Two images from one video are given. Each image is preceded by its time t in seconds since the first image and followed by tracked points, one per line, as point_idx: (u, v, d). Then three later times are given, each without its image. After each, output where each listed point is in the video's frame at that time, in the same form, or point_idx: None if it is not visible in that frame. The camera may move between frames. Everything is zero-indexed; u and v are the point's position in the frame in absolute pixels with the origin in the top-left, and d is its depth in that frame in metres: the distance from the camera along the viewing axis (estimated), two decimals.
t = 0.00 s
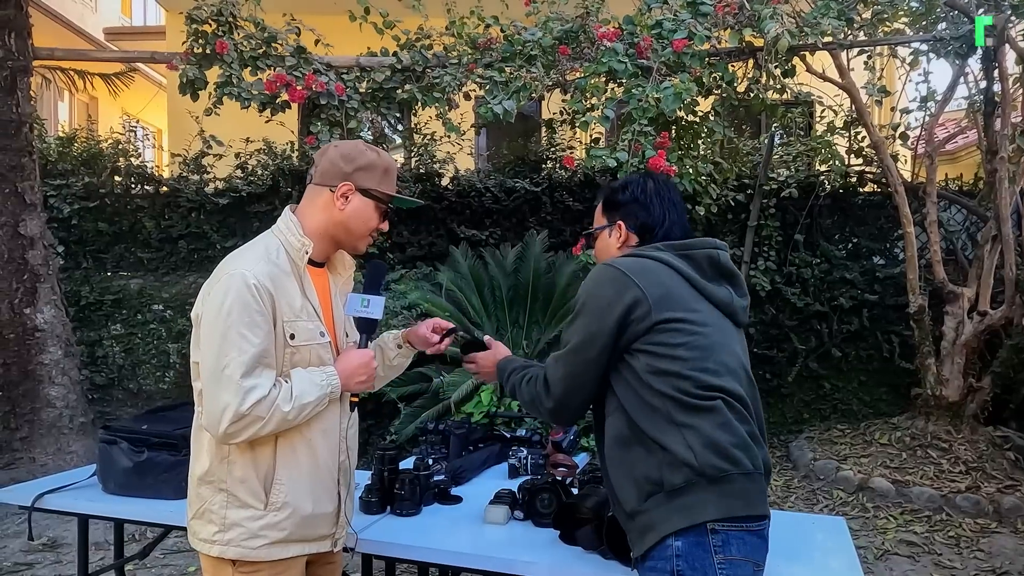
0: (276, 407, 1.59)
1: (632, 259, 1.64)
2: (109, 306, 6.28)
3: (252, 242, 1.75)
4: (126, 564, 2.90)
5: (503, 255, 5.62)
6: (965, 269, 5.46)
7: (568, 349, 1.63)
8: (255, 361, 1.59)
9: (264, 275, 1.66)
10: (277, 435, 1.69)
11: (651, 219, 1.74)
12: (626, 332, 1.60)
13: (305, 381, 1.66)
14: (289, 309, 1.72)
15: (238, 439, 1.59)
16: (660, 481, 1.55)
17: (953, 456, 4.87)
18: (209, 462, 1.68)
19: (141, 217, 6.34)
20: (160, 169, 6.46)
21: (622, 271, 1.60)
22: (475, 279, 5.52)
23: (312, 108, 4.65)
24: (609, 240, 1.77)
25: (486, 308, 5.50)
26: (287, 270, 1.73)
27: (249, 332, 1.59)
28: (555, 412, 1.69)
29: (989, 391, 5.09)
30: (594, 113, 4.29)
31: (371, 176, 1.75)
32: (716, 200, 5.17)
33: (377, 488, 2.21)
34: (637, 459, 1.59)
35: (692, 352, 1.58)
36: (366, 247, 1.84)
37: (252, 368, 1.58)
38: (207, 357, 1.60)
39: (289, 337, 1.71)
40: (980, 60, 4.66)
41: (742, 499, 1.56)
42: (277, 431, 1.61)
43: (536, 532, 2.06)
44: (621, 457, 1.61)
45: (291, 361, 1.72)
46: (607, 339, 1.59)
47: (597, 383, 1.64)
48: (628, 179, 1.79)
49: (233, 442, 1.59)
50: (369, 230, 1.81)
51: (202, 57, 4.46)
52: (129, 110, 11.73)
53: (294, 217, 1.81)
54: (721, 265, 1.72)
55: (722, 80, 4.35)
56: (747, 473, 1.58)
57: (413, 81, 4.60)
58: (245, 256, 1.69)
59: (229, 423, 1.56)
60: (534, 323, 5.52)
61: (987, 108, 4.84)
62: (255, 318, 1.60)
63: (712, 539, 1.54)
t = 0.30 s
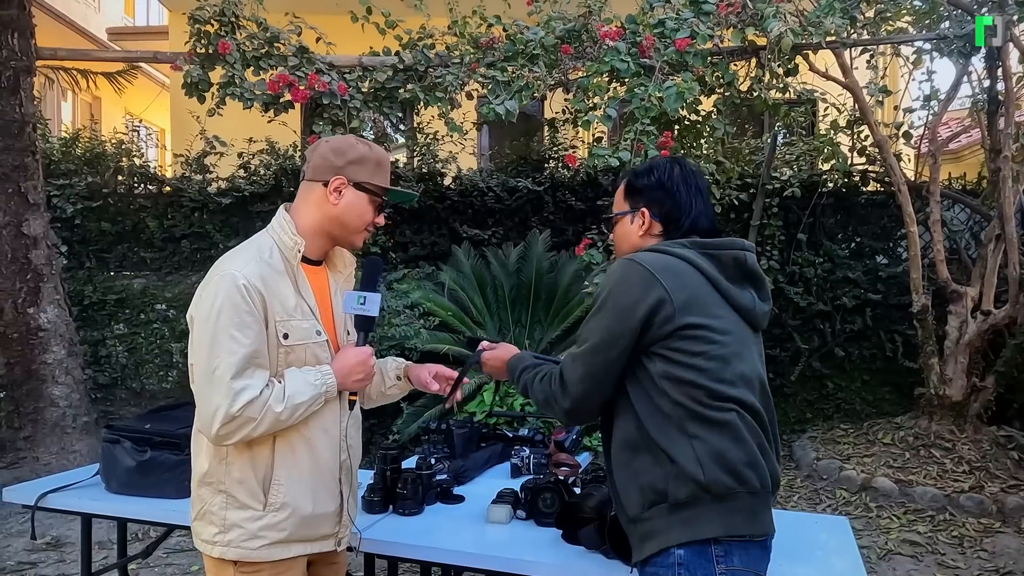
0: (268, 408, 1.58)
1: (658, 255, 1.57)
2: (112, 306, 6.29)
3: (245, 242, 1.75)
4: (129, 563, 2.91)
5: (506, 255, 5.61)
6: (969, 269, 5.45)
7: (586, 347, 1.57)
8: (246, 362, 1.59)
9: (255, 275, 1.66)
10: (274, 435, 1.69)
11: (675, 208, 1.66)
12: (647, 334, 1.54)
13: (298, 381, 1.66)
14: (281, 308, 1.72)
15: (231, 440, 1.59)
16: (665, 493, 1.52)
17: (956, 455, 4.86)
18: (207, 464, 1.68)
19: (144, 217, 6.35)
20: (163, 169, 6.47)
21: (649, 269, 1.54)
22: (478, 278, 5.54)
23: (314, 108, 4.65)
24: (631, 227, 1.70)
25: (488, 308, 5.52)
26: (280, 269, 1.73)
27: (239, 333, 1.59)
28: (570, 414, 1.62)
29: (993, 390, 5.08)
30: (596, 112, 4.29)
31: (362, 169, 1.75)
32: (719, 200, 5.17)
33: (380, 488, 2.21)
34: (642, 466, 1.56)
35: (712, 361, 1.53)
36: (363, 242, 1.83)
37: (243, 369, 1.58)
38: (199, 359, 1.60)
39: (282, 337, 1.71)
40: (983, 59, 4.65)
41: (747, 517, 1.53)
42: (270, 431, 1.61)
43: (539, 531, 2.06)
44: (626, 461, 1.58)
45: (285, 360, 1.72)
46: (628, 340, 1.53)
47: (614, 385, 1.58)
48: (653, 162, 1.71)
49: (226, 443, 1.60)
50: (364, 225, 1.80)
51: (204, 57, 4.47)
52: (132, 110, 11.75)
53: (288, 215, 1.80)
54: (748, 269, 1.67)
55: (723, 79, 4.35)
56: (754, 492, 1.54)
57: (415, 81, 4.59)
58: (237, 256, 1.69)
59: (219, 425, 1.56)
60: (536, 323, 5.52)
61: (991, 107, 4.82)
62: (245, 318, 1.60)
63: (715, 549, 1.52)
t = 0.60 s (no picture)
0: (265, 413, 1.59)
1: (680, 258, 1.54)
2: (115, 306, 6.30)
3: (238, 243, 1.75)
4: (133, 562, 2.90)
5: (508, 254, 5.61)
6: (972, 268, 5.44)
7: (604, 350, 1.53)
8: (241, 367, 1.59)
9: (248, 278, 1.65)
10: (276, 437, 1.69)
11: (696, 199, 1.62)
12: (666, 338, 1.51)
13: (295, 384, 1.65)
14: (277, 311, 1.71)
15: (230, 446, 1.60)
16: (666, 507, 1.52)
17: (960, 455, 4.85)
18: (210, 468, 1.68)
19: (146, 217, 6.36)
20: (166, 169, 6.48)
21: (672, 273, 1.50)
22: (480, 278, 5.54)
23: (317, 107, 4.65)
24: (649, 218, 1.67)
25: (491, 308, 5.52)
26: (274, 271, 1.72)
27: (233, 338, 1.59)
28: (585, 419, 1.57)
29: (997, 389, 5.07)
30: (599, 111, 4.29)
31: (352, 164, 1.74)
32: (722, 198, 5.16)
33: (383, 487, 2.21)
34: (646, 477, 1.55)
35: (729, 374, 1.51)
36: (357, 238, 1.82)
37: (238, 374, 1.58)
38: (195, 365, 1.61)
39: (279, 339, 1.70)
40: (987, 57, 4.64)
41: (748, 537, 1.53)
42: (269, 435, 1.61)
43: (541, 531, 2.06)
44: (632, 467, 1.58)
45: (282, 363, 1.72)
46: (648, 346, 1.49)
47: (631, 390, 1.55)
48: (671, 150, 1.67)
49: (225, 449, 1.60)
50: (359, 221, 1.79)
51: (207, 57, 4.47)
52: (135, 109, 11.77)
53: (281, 214, 1.79)
54: (770, 273, 1.64)
55: (727, 78, 4.32)
56: (758, 511, 1.53)
57: (417, 80, 4.59)
58: (230, 259, 1.68)
59: (217, 432, 1.57)
60: (539, 322, 5.51)
61: (994, 105, 4.82)
62: (238, 323, 1.59)
63: (719, 561, 1.52)
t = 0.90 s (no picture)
0: (268, 419, 1.58)
1: (693, 264, 1.51)
2: (118, 305, 6.30)
3: (223, 249, 1.74)
4: (135, 561, 2.90)
5: (510, 254, 5.61)
6: (975, 267, 5.44)
7: (613, 357, 1.51)
8: (239, 376, 1.58)
9: (236, 285, 1.64)
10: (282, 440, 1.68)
11: (713, 191, 1.60)
12: (677, 347, 1.49)
13: (295, 388, 1.65)
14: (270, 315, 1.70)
15: (235, 457, 1.59)
16: (662, 515, 1.52)
17: (963, 455, 4.84)
18: (217, 479, 1.68)
19: (149, 216, 6.37)
20: (169, 169, 6.49)
21: (684, 281, 1.48)
22: (483, 277, 5.54)
23: (319, 107, 4.66)
24: (665, 213, 1.65)
25: (493, 307, 5.52)
26: (262, 274, 1.71)
27: (227, 347, 1.58)
28: (594, 424, 1.57)
29: (1000, 389, 5.06)
30: (601, 110, 4.29)
31: (338, 161, 1.73)
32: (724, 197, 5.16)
33: (385, 486, 2.21)
34: (644, 481, 1.55)
35: (736, 386, 1.49)
36: (344, 235, 1.82)
37: (236, 384, 1.57)
38: (190, 379, 1.60)
39: (274, 343, 1.70)
40: (990, 56, 4.63)
41: (742, 549, 1.52)
42: (273, 442, 1.61)
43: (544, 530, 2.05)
44: (633, 471, 1.58)
45: (281, 367, 1.71)
46: (657, 355, 1.48)
47: (639, 398, 1.54)
48: (684, 141, 1.65)
49: (230, 459, 1.60)
50: (345, 218, 1.78)
51: (209, 56, 4.47)
52: (137, 109, 11.79)
53: (264, 215, 1.78)
54: (786, 280, 1.61)
55: (729, 77, 4.33)
56: (755, 525, 1.52)
57: (419, 80, 4.59)
58: (216, 266, 1.67)
59: (221, 443, 1.57)
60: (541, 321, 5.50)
61: (997, 104, 4.81)
62: (230, 333, 1.58)
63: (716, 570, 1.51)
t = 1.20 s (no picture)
0: (262, 426, 1.58)
1: (690, 266, 1.51)
2: (120, 305, 6.31)
3: (214, 254, 1.74)
4: (138, 561, 2.91)
5: (512, 254, 5.61)
6: (978, 266, 5.44)
7: (612, 359, 1.52)
8: (231, 384, 1.58)
9: (227, 292, 1.64)
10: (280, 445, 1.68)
11: (711, 189, 1.59)
12: (675, 349, 1.49)
13: (289, 394, 1.65)
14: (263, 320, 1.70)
15: (231, 464, 1.59)
16: (658, 518, 1.53)
17: (965, 454, 4.83)
18: (216, 485, 1.68)
19: (151, 216, 6.38)
20: (171, 169, 6.50)
21: (681, 283, 1.47)
22: (485, 277, 5.54)
23: (321, 107, 4.66)
24: (664, 213, 1.65)
25: (495, 305, 5.51)
26: (255, 279, 1.71)
27: (219, 355, 1.58)
28: (596, 428, 1.56)
29: (1003, 388, 5.06)
30: (602, 110, 4.29)
31: (331, 161, 1.72)
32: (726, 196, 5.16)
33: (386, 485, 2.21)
34: (643, 484, 1.56)
35: (734, 388, 1.48)
36: (338, 238, 1.81)
37: (227, 393, 1.57)
38: (184, 387, 1.60)
39: (267, 349, 1.69)
40: (992, 55, 4.62)
41: (739, 553, 1.52)
42: (269, 448, 1.61)
43: (547, 529, 2.05)
44: (633, 473, 1.59)
45: (276, 372, 1.71)
46: (655, 358, 1.47)
47: (639, 400, 1.54)
48: (683, 142, 1.65)
49: (226, 467, 1.60)
50: (339, 220, 1.77)
51: (211, 56, 4.48)
52: (139, 109, 11.82)
53: (256, 218, 1.78)
54: (790, 280, 1.58)
55: (730, 76, 4.34)
56: (751, 528, 1.51)
57: (421, 79, 4.59)
58: (207, 272, 1.66)
59: (216, 451, 1.57)
60: (543, 321, 5.50)
61: (999, 104, 4.81)
62: (221, 341, 1.58)
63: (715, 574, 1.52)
